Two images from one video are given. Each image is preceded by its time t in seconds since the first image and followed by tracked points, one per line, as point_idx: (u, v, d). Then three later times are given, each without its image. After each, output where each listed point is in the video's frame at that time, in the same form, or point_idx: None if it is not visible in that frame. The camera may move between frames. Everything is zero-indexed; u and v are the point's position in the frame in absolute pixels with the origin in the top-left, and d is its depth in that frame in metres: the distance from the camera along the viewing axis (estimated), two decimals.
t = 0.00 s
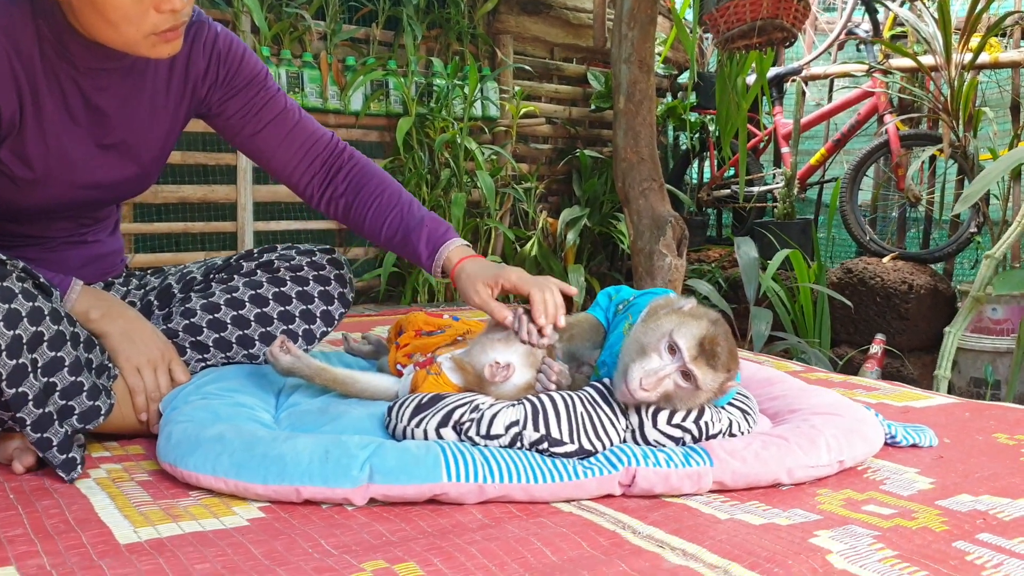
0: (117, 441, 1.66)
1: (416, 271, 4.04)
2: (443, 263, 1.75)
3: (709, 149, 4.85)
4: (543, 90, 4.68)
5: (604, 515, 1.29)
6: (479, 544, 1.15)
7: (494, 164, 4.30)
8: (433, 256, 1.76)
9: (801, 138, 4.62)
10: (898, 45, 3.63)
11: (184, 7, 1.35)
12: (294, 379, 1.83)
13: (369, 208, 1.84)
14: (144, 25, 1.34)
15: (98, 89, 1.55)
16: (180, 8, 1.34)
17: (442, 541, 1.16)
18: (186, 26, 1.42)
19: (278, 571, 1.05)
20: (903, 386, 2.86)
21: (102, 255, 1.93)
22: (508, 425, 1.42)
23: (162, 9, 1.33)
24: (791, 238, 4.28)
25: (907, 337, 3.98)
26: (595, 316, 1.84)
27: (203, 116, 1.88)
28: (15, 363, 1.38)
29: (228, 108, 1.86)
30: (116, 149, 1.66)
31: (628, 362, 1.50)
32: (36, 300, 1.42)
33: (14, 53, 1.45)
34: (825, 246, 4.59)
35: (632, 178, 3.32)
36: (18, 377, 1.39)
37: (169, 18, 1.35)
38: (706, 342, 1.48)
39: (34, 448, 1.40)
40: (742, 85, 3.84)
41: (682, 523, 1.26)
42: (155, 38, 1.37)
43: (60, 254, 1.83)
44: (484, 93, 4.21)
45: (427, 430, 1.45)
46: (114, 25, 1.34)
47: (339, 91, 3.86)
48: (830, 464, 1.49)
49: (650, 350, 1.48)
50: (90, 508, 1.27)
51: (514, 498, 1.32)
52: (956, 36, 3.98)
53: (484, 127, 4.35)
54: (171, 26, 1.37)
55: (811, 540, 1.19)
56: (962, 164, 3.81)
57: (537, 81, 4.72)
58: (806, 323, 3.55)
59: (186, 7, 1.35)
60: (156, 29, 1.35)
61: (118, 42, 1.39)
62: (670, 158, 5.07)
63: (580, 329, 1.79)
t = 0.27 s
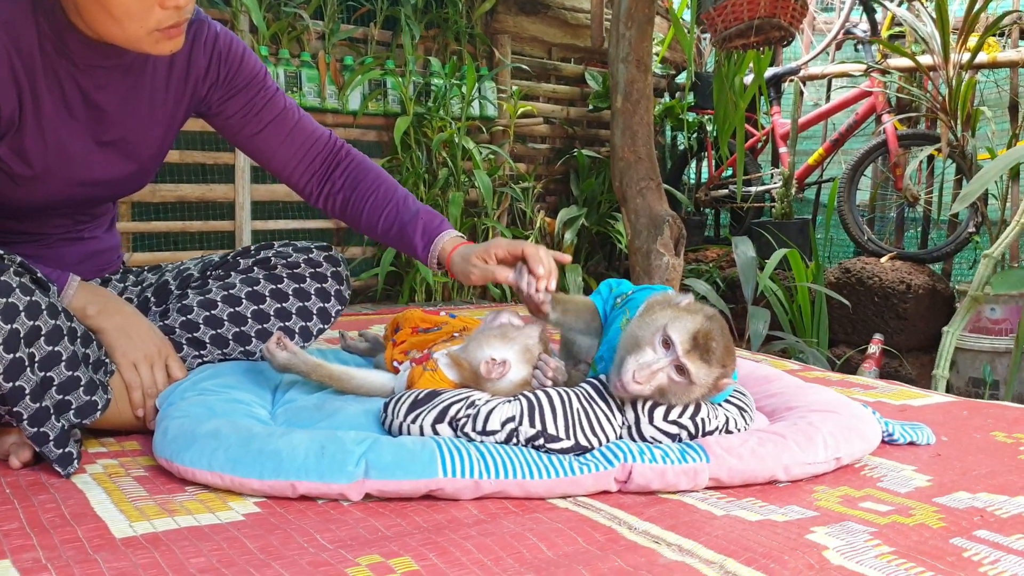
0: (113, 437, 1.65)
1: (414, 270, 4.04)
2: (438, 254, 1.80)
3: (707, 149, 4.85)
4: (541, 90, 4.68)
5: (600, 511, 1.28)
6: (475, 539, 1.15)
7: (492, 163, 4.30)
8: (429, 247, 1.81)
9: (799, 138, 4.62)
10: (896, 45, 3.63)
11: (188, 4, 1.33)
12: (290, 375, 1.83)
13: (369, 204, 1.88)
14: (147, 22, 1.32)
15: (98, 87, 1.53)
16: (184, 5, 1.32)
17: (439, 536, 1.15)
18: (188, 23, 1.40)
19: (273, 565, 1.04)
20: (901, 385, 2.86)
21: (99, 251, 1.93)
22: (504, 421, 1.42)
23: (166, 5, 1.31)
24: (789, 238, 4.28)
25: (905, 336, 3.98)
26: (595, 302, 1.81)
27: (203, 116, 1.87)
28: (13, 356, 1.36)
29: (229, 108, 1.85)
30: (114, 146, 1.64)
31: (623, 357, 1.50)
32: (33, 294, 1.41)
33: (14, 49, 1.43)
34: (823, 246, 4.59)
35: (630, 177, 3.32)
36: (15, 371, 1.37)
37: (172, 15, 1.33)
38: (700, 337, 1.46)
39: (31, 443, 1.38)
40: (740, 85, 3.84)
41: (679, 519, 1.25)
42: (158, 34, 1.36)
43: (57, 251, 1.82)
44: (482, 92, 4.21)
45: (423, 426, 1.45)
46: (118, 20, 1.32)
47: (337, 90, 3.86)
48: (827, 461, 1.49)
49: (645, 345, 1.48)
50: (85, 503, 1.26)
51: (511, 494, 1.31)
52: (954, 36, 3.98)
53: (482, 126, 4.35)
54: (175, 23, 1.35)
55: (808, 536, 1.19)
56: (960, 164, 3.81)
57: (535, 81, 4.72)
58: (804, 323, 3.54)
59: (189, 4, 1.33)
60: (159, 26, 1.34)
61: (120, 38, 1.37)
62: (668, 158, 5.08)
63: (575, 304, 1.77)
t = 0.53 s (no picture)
0: (113, 437, 1.66)
1: (415, 272, 4.05)
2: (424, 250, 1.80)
3: (709, 152, 4.84)
4: (543, 92, 4.68)
5: (600, 511, 1.28)
6: (475, 539, 1.15)
7: (494, 165, 4.30)
8: (415, 241, 1.81)
9: (800, 141, 4.62)
10: (898, 48, 3.62)
11: None
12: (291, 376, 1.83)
13: (362, 202, 1.89)
14: (151, 17, 1.34)
15: (98, 86, 1.54)
16: None
17: (439, 536, 1.15)
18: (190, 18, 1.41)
19: (273, 565, 1.04)
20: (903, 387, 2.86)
21: (100, 251, 1.93)
22: (504, 421, 1.42)
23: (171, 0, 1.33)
24: (790, 240, 4.28)
25: (907, 339, 3.98)
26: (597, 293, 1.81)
27: (203, 115, 1.88)
28: (13, 354, 1.37)
29: (229, 108, 1.86)
30: (114, 146, 1.65)
31: (623, 358, 1.51)
32: (34, 293, 1.41)
33: (14, 48, 1.43)
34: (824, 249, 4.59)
35: (631, 179, 3.32)
36: (16, 368, 1.37)
37: (176, 9, 1.35)
38: (700, 338, 1.46)
39: (32, 441, 1.39)
40: (741, 88, 3.84)
41: (679, 520, 1.25)
42: (162, 30, 1.37)
43: (58, 251, 1.82)
44: (483, 95, 4.21)
45: (423, 427, 1.45)
46: (122, 15, 1.33)
47: (339, 93, 3.87)
48: (828, 462, 1.48)
49: (644, 346, 1.49)
50: (85, 502, 1.27)
51: (511, 494, 1.31)
52: (956, 39, 3.98)
53: (483, 129, 4.36)
54: (178, 18, 1.37)
55: (808, 537, 1.18)
56: (961, 167, 3.81)
57: (537, 83, 4.72)
58: (806, 326, 3.54)
59: None
60: (162, 21, 1.35)
61: (122, 33, 1.38)
62: (669, 161, 5.08)
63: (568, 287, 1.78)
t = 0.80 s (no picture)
0: (111, 433, 1.66)
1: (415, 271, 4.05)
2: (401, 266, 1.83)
3: (709, 153, 4.83)
4: (544, 92, 4.68)
5: (598, 508, 1.28)
6: (472, 535, 1.15)
7: (494, 164, 4.30)
8: (390, 261, 1.84)
9: (801, 141, 4.62)
10: (899, 49, 3.62)
11: None
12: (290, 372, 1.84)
13: (346, 212, 1.90)
14: (152, 7, 1.34)
15: (97, 79, 1.54)
16: None
17: (436, 532, 1.15)
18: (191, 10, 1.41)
19: (269, 560, 1.04)
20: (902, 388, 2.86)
21: (99, 247, 1.94)
22: (503, 418, 1.42)
23: None
24: (791, 241, 4.28)
25: (907, 340, 3.98)
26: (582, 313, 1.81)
27: (198, 111, 1.88)
28: (11, 348, 1.37)
29: (224, 107, 1.86)
30: (114, 140, 1.65)
31: (618, 355, 1.51)
32: (32, 287, 1.41)
33: (13, 40, 1.44)
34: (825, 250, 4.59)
35: (632, 179, 3.32)
36: (13, 362, 1.38)
37: None
38: (695, 333, 1.46)
39: (29, 435, 1.40)
40: (742, 88, 3.84)
41: (677, 517, 1.25)
42: (163, 20, 1.37)
43: (57, 246, 1.83)
44: (484, 94, 4.21)
45: (422, 424, 1.45)
46: (125, 6, 1.33)
47: (340, 91, 3.87)
48: (826, 460, 1.48)
49: (640, 343, 1.49)
50: (82, 497, 1.27)
51: (509, 491, 1.32)
52: (957, 40, 3.97)
53: (484, 128, 4.36)
54: (179, 9, 1.37)
55: (806, 534, 1.19)
56: (962, 168, 3.81)
57: (538, 83, 4.72)
58: (805, 326, 3.54)
59: None
60: (163, 12, 1.35)
61: (123, 24, 1.38)
62: (671, 161, 5.08)
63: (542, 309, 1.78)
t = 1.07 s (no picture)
0: (109, 432, 1.66)
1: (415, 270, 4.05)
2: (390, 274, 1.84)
3: (709, 153, 4.83)
4: (544, 91, 4.68)
5: (596, 508, 1.28)
6: (470, 534, 1.14)
7: (494, 164, 4.30)
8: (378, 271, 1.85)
9: (801, 142, 4.61)
10: (899, 49, 3.62)
11: None
12: (288, 371, 1.84)
13: (340, 219, 1.91)
14: (156, 5, 1.33)
15: (100, 78, 1.54)
16: None
17: (434, 531, 1.15)
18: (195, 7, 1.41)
19: (267, 558, 1.04)
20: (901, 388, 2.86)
21: (99, 246, 1.93)
22: (501, 417, 1.42)
23: None
24: (790, 241, 4.28)
25: (906, 340, 3.98)
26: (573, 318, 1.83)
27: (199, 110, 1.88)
28: (10, 345, 1.37)
29: (224, 108, 1.86)
30: (116, 139, 1.65)
31: (615, 355, 1.51)
32: (31, 284, 1.41)
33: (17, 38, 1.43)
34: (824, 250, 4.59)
35: (631, 178, 3.32)
36: (11, 359, 1.37)
37: None
38: (690, 331, 1.46)
39: (27, 432, 1.40)
40: (742, 89, 3.84)
41: (675, 516, 1.25)
42: (168, 17, 1.36)
43: (57, 245, 1.83)
44: (484, 94, 4.21)
45: (420, 423, 1.45)
46: (131, 4, 1.33)
47: (340, 90, 3.87)
48: (825, 460, 1.48)
49: (636, 342, 1.49)
50: (80, 495, 1.27)
51: (507, 490, 1.31)
52: (957, 40, 3.97)
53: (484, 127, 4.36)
54: (184, 6, 1.36)
55: (805, 534, 1.18)
56: (962, 169, 3.81)
57: (538, 82, 4.72)
58: (805, 327, 3.54)
59: None
60: (169, 9, 1.35)
61: (127, 21, 1.37)
62: (670, 162, 5.08)
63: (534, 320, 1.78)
